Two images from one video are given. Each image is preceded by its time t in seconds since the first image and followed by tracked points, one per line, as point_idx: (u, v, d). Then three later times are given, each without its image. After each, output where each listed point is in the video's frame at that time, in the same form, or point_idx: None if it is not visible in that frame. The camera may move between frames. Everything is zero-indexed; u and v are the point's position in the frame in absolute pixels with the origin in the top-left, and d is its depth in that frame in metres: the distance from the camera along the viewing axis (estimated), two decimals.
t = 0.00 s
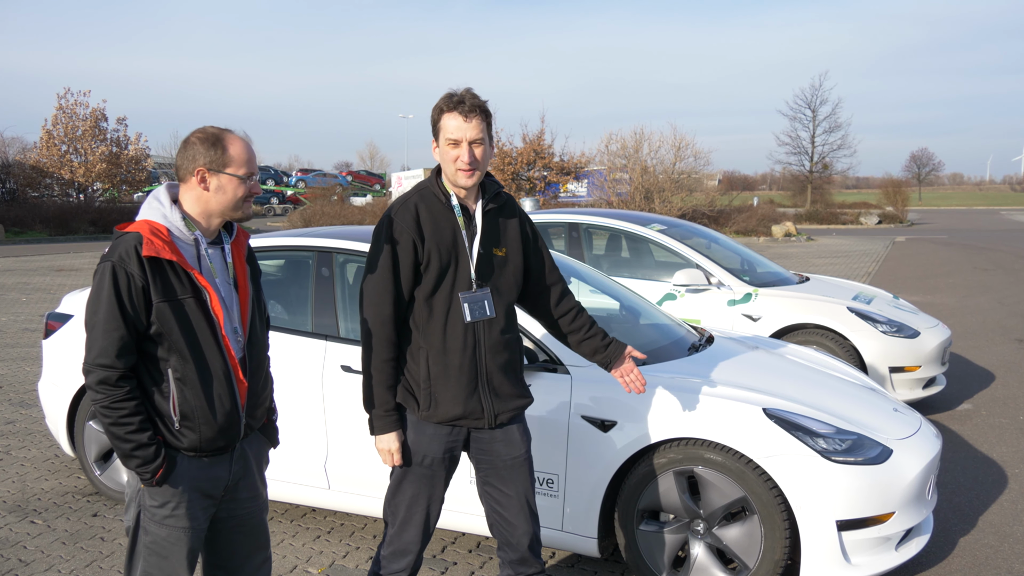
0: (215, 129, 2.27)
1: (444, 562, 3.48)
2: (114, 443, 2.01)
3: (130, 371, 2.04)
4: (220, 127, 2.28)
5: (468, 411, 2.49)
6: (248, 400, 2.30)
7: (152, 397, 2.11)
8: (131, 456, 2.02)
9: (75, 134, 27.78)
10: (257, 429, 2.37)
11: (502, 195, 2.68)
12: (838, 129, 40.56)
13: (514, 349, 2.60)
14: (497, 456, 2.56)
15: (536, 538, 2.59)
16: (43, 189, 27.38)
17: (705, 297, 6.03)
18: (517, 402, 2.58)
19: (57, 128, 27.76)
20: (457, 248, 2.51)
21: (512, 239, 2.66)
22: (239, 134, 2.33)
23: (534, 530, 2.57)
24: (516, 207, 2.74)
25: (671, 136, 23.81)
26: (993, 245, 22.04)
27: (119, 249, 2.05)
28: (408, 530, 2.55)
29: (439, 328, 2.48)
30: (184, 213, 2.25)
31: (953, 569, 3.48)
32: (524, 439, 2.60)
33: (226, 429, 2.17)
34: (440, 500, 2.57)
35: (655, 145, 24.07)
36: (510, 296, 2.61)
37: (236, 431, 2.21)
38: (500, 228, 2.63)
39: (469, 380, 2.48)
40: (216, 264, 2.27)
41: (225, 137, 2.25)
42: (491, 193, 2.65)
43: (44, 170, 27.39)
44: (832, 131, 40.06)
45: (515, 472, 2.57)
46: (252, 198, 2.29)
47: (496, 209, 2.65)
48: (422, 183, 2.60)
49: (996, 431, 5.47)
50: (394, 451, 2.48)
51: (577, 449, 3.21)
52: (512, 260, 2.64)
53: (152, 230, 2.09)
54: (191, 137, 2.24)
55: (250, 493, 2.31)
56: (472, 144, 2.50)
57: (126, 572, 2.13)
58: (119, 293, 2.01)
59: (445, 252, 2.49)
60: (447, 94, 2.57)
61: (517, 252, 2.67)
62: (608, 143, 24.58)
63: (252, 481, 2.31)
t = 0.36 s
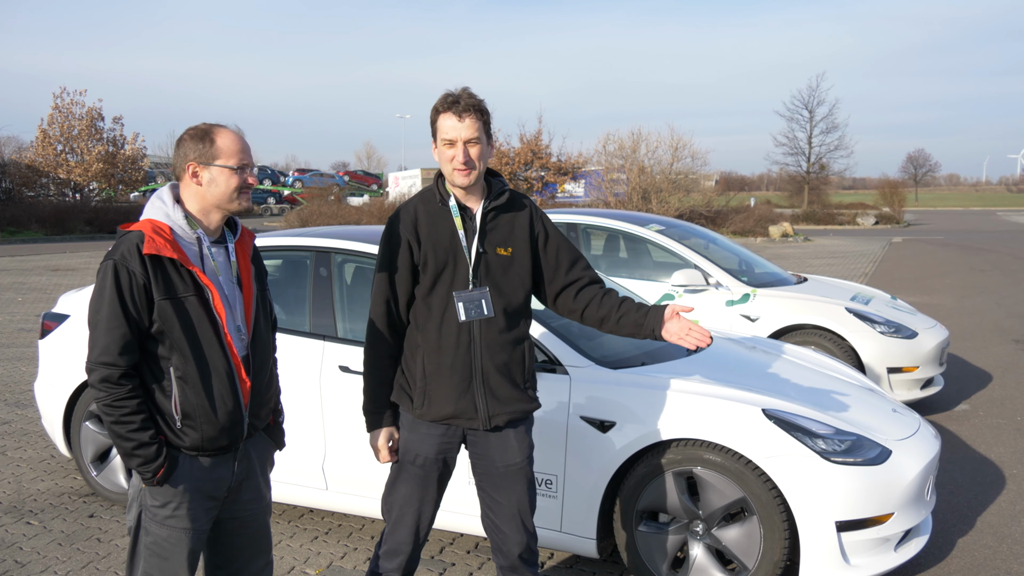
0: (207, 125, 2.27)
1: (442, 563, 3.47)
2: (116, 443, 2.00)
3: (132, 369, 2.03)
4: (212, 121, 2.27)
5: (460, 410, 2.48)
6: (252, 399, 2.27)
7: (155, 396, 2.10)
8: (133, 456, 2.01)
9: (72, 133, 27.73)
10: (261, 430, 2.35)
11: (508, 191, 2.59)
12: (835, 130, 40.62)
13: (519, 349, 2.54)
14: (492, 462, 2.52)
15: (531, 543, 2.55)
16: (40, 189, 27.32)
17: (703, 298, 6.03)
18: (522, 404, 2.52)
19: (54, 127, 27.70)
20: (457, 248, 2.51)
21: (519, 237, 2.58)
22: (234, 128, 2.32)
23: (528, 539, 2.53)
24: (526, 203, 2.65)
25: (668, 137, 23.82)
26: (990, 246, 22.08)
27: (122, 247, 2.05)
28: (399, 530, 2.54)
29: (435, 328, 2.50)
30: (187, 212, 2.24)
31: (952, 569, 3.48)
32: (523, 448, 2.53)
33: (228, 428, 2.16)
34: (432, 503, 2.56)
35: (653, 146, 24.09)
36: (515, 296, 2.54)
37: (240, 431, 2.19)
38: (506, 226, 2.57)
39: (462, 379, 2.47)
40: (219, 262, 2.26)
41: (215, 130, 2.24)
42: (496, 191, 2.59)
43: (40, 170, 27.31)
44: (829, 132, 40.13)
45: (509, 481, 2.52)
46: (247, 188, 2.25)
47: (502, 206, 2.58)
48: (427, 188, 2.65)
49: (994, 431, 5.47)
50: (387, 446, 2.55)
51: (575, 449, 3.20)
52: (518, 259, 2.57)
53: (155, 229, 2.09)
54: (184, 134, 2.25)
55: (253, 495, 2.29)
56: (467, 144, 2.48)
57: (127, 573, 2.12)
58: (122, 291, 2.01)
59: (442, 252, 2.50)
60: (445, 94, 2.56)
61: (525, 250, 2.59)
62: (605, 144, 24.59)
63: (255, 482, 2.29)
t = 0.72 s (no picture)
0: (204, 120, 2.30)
1: (439, 563, 3.46)
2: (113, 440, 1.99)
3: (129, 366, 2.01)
4: (209, 118, 2.29)
5: (450, 407, 2.48)
6: (250, 398, 2.25)
7: (151, 393, 2.08)
8: (129, 453, 2.00)
9: (65, 132, 27.60)
10: (260, 429, 2.33)
11: (510, 186, 2.53)
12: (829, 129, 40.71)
13: (518, 348, 2.49)
14: (482, 462, 2.50)
15: (521, 545, 2.51)
16: (32, 188, 27.16)
17: (699, 297, 6.03)
18: (518, 405, 2.48)
19: (46, 126, 27.56)
20: (454, 248, 2.51)
21: (522, 232, 2.51)
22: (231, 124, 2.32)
23: (516, 542, 2.50)
24: (530, 195, 2.57)
25: (663, 136, 23.85)
26: (983, 245, 22.17)
27: (120, 244, 2.04)
28: (392, 525, 2.55)
29: (431, 325, 2.52)
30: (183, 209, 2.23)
31: (949, 568, 3.48)
32: (513, 450, 2.48)
33: (225, 426, 2.13)
34: (424, 500, 2.55)
35: (648, 145, 24.11)
36: (515, 294, 2.48)
37: (237, 429, 2.17)
38: (507, 222, 2.50)
39: (454, 376, 2.48)
40: (217, 260, 2.24)
41: (202, 125, 2.25)
42: (498, 186, 2.53)
43: (33, 169, 27.16)
44: (823, 131, 40.22)
45: (499, 481, 2.49)
46: (219, 180, 2.21)
47: (505, 201, 2.52)
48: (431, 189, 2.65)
49: (989, 430, 5.49)
50: (383, 436, 2.63)
51: (573, 449, 3.20)
52: (520, 257, 2.50)
53: (153, 226, 2.08)
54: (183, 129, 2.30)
55: (251, 494, 2.27)
56: (469, 141, 2.47)
57: (123, 572, 2.11)
58: (119, 286, 2.00)
59: (440, 251, 2.51)
60: (447, 91, 2.55)
61: (528, 246, 2.51)
62: (600, 143, 24.60)
63: (254, 482, 2.28)
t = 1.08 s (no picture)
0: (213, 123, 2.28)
1: (438, 563, 3.44)
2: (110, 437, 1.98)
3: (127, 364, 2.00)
4: (217, 122, 2.27)
5: (441, 403, 2.49)
6: (247, 398, 2.24)
7: (147, 392, 2.07)
8: (126, 451, 1.99)
9: (60, 131, 27.51)
10: (259, 429, 2.31)
11: (516, 186, 2.50)
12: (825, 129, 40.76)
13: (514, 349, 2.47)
14: (474, 458, 2.50)
15: (515, 545, 2.50)
16: (27, 187, 27.05)
17: (697, 297, 6.03)
18: (511, 407, 2.45)
19: (41, 125, 27.45)
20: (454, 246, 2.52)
21: (523, 234, 2.47)
22: (235, 130, 2.29)
23: (510, 542, 2.49)
24: (537, 196, 2.53)
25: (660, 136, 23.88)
26: (979, 246, 22.23)
27: (116, 243, 2.03)
28: (386, 519, 2.57)
29: (429, 322, 2.55)
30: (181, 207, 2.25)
31: (947, 568, 3.48)
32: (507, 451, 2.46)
33: (221, 425, 2.12)
34: (418, 496, 2.56)
35: (644, 145, 24.13)
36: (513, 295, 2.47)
37: (234, 429, 2.15)
38: (510, 222, 2.48)
39: (448, 373, 2.48)
40: (215, 259, 2.23)
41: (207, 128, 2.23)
42: (504, 185, 2.51)
43: (28, 168, 27.06)
44: (819, 132, 40.30)
45: (491, 480, 2.48)
46: (210, 188, 2.18)
47: (510, 201, 2.50)
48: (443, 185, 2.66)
49: (986, 431, 5.49)
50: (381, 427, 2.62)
51: (572, 449, 3.19)
52: (519, 259, 2.47)
53: (150, 225, 2.07)
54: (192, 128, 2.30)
55: (249, 495, 2.26)
56: (451, 145, 2.45)
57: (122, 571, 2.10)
58: (115, 285, 1.99)
59: (441, 250, 2.54)
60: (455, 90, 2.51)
61: (528, 248, 2.48)
62: (596, 143, 24.61)
63: (252, 481, 2.26)
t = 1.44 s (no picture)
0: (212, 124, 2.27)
1: (436, 565, 3.44)
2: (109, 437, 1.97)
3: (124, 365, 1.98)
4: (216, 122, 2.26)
5: (435, 401, 2.48)
6: (245, 399, 2.22)
7: (146, 392, 2.06)
8: (124, 451, 1.97)
9: (55, 132, 27.42)
10: (257, 429, 2.30)
11: (519, 187, 2.48)
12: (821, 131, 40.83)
13: (513, 350, 2.44)
14: (473, 457, 2.49)
15: (513, 545, 2.49)
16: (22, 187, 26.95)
17: (695, 298, 6.02)
18: (506, 408, 2.43)
19: (36, 125, 27.38)
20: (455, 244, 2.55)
21: (522, 233, 2.47)
22: (235, 130, 2.28)
23: (509, 541, 2.48)
24: (539, 196, 2.52)
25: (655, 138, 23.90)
26: (973, 247, 22.29)
27: (115, 243, 2.02)
28: (387, 515, 2.58)
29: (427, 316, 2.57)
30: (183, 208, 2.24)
31: (946, 570, 3.49)
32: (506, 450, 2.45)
33: (219, 426, 2.11)
34: (419, 494, 2.56)
35: (640, 146, 24.16)
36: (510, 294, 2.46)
37: (232, 429, 2.14)
38: (511, 222, 2.48)
39: (445, 373, 2.47)
40: (214, 260, 2.22)
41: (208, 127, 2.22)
42: (508, 186, 2.49)
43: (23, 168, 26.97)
44: (814, 134, 40.40)
45: (490, 479, 2.47)
46: (213, 189, 2.17)
47: (513, 202, 2.49)
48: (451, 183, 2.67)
49: (983, 432, 5.50)
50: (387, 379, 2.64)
51: (571, 450, 3.18)
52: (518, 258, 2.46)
53: (149, 225, 2.05)
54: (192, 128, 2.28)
55: (247, 495, 2.25)
56: (454, 150, 2.43)
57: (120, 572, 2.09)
58: (114, 287, 1.98)
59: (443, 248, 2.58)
60: (467, 91, 2.49)
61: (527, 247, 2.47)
62: (593, 144, 24.62)
63: (250, 482, 2.25)
